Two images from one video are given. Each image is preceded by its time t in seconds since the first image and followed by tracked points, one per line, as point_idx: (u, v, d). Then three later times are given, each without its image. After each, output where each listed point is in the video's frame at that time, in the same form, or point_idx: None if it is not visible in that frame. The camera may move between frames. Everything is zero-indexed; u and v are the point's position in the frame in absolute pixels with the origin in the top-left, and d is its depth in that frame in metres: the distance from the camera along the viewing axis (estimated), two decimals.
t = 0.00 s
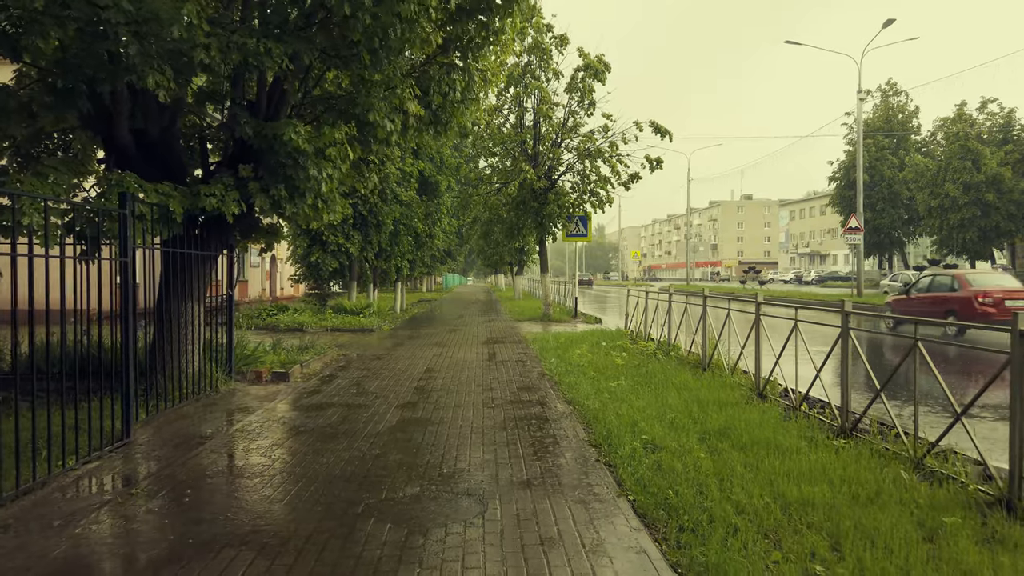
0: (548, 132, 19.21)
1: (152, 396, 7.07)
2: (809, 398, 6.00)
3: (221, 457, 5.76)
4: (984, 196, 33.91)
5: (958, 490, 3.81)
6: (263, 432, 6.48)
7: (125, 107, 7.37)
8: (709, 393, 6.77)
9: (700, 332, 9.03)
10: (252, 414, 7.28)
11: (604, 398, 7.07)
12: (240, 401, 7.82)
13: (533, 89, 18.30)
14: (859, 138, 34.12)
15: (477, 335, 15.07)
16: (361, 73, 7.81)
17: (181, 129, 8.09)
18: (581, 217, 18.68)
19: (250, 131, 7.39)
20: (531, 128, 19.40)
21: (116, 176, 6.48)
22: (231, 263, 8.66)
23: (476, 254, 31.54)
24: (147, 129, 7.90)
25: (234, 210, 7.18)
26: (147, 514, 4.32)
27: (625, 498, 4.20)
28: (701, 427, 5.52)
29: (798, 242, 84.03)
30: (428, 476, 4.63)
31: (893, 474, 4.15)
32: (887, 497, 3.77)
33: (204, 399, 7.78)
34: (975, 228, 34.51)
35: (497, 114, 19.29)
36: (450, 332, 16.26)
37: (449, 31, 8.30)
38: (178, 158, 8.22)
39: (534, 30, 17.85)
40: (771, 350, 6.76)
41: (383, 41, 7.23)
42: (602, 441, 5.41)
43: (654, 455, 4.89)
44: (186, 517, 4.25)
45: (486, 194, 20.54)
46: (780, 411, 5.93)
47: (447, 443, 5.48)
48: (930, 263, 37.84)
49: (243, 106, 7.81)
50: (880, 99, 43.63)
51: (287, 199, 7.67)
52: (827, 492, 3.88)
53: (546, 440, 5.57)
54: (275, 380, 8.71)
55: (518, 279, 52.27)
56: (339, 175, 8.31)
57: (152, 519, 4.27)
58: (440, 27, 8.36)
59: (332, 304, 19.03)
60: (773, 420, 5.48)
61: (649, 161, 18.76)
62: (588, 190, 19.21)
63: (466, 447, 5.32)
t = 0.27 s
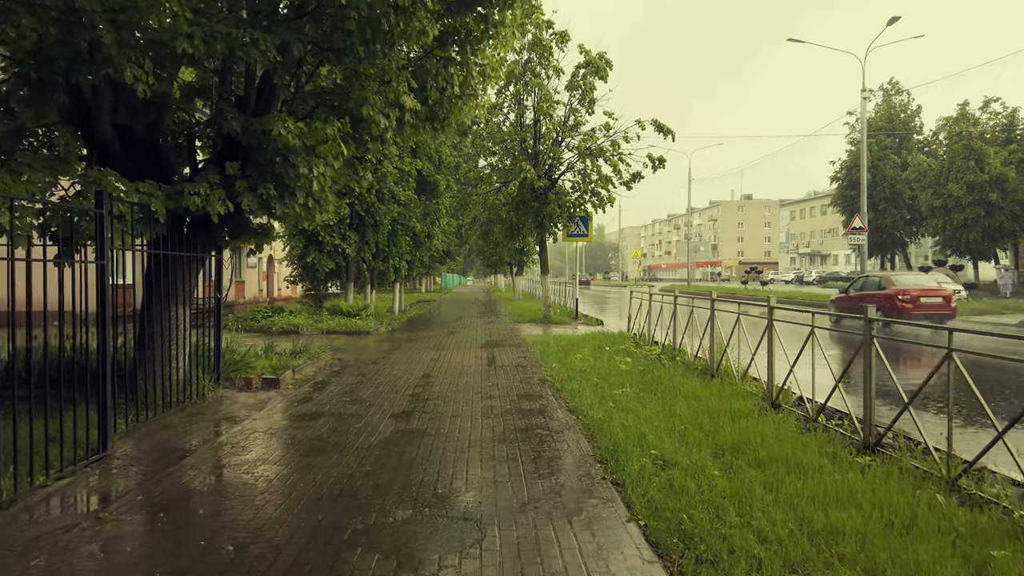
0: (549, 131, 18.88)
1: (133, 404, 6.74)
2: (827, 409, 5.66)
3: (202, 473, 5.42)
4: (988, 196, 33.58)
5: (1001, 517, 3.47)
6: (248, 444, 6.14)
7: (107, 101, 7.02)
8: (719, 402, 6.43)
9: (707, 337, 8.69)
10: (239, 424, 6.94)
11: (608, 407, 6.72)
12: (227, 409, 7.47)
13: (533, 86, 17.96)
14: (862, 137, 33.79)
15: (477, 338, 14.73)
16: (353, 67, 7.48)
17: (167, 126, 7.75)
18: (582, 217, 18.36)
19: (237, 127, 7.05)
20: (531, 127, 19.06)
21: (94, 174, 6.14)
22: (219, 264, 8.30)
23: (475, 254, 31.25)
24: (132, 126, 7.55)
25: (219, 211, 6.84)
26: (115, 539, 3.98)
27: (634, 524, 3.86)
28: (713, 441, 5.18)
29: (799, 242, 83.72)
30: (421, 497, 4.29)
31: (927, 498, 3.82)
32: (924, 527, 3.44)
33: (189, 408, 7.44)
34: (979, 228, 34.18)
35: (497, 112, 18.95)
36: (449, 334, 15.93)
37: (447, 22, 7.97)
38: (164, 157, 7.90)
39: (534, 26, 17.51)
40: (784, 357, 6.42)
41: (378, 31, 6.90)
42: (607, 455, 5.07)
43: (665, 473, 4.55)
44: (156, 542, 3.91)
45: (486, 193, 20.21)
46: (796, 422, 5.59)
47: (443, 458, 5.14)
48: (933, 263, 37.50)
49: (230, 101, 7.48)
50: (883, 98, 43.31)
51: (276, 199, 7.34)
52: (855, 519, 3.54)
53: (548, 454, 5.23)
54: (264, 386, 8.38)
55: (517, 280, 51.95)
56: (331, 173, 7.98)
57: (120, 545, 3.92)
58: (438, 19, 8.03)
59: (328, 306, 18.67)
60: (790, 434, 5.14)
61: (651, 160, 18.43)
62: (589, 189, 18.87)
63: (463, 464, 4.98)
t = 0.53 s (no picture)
0: (549, 127, 18.53)
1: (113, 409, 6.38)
2: (848, 414, 5.31)
3: (181, 483, 5.06)
4: (992, 195, 33.21)
5: None
6: (232, 452, 5.78)
7: (86, 90, 6.68)
8: (732, 407, 6.07)
9: (715, 338, 8.33)
10: (224, 429, 6.57)
11: (614, 412, 6.35)
12: (212, 413, 7.10)
13: (533, 82, 17.61)
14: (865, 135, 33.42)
15: (476, 338, 14.38)
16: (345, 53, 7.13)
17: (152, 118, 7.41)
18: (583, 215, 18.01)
19: (223, 116, 6.70)
20: (531, 123, 18.72)
21: (69, 165, 5.79)
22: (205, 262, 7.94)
23: (473, 253, 30.91)
24: (114, 117, 7.20)
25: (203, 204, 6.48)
26: (77, 558, 3.63)
27: (646, 544, 3.50)
28: (728, 450, 4.82)
29: (799, 242, 83.36)
30: (412, 514, 3.93)
31: (969, 516, 3.46)
32: (973, 550, 3.08)
33: (173, 412, 7.07)
34: (983, 227, 33.81)
35: (496, 108, 18.60)
36: (447, 335, 15.58)
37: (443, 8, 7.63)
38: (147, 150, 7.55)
39: (534, 20, 17.16)
40: (800, 358, 6.07)
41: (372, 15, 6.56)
42: (615, 465, 4.71)
43: (678, 485, 4.19)
44: (122, 562, 3.55)
45: (485, 191, 19.86)
46: (814, 429, 5.24)
47: (437, 468, 4.78)
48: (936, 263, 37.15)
49: (216, 90, 7.13)
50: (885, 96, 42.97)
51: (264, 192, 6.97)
52: (894, 542, 3.19)
53: (551, 464, 4.87)
54: (253, 389, 8.02)
55: (516, 279, 51.56)
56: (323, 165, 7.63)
57: (83, 566, 3.57)
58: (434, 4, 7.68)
59: (325, 306, 18.29)
60: (810, 443, 4.79)
61: (653, 156, 18.09)
62: (590, 187, 18.53)
63: (458, 475, 4.62)
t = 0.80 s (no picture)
0: (549, 125, 18.17)
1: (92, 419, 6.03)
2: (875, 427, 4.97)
3: (158, 499, 4.72)
4: (996, 194, 32.74)
5: None
6: (215, 466, 5.43)
7: (65, 82, 6.35)
8: (747, 419, 5.72)
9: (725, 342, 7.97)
10: (209, 440, 6.21)
11: (621, 423, 6.00)
12: (198, 424, 6.74)
13: (534, 79, 17.26)
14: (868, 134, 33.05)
15: (475, 341, 14.02)
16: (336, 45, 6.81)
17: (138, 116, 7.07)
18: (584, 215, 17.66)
19: (208, 110, 6.35)
20: (531, 121, 18.36)
21: (43, 161, 5.41)
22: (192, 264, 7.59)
23: (473, 253, 30.54)
24: (95, 113, 6.87)
25: (188, 204, 6.06)
26: None
27: None
28: (747, 468, 4.47)
29: (800, 242, 82.96)
30: (404, 543, 3.58)
31: (1021, 548, 3.12)
32: None
33: (156, 421, 6.72)
34: (987, 227, 33.33)
35: (495, 106, 18.25)
36: (446, 337, 15.20)
37: None
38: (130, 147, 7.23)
39: (534, 16, 16.81)
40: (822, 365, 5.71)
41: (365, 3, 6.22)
42: (624, 484, 4.37)
43: (695, 510, 3.84)
44: None
45: (484, 190, 19.51)
46: (837, 443, 4.90)
47: (432, 488, 4.43)
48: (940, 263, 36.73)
49: (202, 84, 6.79)
50: (887, 95, 42.63)
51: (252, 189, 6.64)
52: None
53: (555, 483, 4.52)
54: (242, 397, 7.66)
55: (515, 280, 51.12)
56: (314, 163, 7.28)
57: None
58: None
59: (321, 307, 17.92)
60: (835, 459, 4.44)
61: (656, 155, 17.73)
62: (591, 186, 18.17)
63: (456, 496, 4.28)
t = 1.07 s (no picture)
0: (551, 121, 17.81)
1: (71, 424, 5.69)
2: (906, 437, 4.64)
3: (134, 512, 4.37)
4: (1001, 193, 32.26)
5: None
6: (199, 475, 5.08)
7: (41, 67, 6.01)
8: (766, 426, 5.36)
9: (736, 344, 7.61)
10: (194, 448, 5.86)
11: (631, 431, 5.65)
12: (183, 430, 6.38)
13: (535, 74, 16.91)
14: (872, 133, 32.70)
15: (476, 342, 13.65)
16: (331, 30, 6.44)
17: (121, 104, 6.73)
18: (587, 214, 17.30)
19: (193, 99, 6.00)
20: (532, 117, 18.01)
21: (15, 151, 5.03)
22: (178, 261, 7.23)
23: (473, 252, 30.17)
24: (75, 102, 6.53)
25: (173, 198, 5.65)
26: None
27: None
28: (771, 481, 4.12)
29: (801, 242, 82.61)
30: (399, 568, 3.23)
31: None
32: None
33: (139, 426, 6.37)
34: (992, 226, 32.82)
35: (496, 102, 17.90)
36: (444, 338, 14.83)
37: None
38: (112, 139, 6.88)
39: (535, 10, 16.46)
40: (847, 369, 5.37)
41: None
42: (638, 499, 4.02)
43: (717, 530, 3.49)
44: None
45: (485, 188, 19.14)
46: (866, 454, 4.54)
47: (429, 503, 4.08)
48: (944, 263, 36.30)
49: (188, 71, 6.44)
50: (891, 93, 42.28)
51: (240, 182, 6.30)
52: None
53: (563, 497, 4.17)
54: (231, 401, 7.30)
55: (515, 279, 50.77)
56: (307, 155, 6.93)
57: None
58: None
59: (318, 307, 17.56)
60: (867, 473, 4.09)
61: (660, 152, 17.36)
62: (593, 183, 17.81)
63: (455, 513, 3.92)
